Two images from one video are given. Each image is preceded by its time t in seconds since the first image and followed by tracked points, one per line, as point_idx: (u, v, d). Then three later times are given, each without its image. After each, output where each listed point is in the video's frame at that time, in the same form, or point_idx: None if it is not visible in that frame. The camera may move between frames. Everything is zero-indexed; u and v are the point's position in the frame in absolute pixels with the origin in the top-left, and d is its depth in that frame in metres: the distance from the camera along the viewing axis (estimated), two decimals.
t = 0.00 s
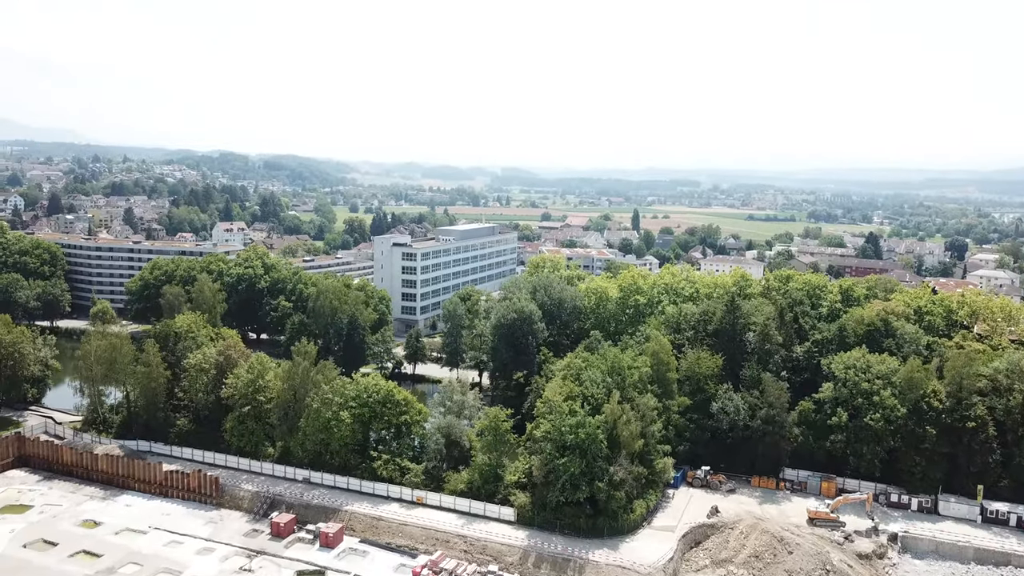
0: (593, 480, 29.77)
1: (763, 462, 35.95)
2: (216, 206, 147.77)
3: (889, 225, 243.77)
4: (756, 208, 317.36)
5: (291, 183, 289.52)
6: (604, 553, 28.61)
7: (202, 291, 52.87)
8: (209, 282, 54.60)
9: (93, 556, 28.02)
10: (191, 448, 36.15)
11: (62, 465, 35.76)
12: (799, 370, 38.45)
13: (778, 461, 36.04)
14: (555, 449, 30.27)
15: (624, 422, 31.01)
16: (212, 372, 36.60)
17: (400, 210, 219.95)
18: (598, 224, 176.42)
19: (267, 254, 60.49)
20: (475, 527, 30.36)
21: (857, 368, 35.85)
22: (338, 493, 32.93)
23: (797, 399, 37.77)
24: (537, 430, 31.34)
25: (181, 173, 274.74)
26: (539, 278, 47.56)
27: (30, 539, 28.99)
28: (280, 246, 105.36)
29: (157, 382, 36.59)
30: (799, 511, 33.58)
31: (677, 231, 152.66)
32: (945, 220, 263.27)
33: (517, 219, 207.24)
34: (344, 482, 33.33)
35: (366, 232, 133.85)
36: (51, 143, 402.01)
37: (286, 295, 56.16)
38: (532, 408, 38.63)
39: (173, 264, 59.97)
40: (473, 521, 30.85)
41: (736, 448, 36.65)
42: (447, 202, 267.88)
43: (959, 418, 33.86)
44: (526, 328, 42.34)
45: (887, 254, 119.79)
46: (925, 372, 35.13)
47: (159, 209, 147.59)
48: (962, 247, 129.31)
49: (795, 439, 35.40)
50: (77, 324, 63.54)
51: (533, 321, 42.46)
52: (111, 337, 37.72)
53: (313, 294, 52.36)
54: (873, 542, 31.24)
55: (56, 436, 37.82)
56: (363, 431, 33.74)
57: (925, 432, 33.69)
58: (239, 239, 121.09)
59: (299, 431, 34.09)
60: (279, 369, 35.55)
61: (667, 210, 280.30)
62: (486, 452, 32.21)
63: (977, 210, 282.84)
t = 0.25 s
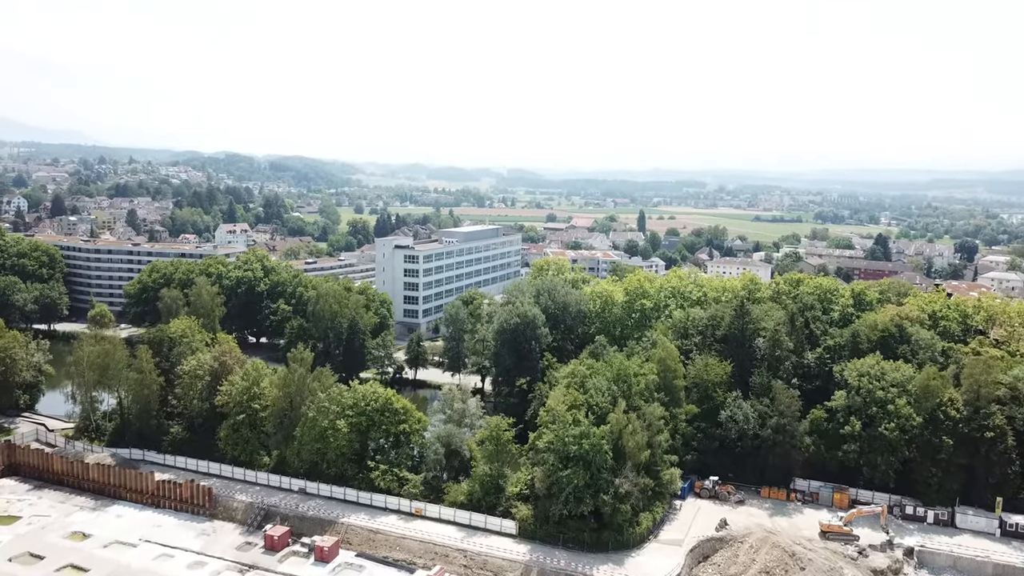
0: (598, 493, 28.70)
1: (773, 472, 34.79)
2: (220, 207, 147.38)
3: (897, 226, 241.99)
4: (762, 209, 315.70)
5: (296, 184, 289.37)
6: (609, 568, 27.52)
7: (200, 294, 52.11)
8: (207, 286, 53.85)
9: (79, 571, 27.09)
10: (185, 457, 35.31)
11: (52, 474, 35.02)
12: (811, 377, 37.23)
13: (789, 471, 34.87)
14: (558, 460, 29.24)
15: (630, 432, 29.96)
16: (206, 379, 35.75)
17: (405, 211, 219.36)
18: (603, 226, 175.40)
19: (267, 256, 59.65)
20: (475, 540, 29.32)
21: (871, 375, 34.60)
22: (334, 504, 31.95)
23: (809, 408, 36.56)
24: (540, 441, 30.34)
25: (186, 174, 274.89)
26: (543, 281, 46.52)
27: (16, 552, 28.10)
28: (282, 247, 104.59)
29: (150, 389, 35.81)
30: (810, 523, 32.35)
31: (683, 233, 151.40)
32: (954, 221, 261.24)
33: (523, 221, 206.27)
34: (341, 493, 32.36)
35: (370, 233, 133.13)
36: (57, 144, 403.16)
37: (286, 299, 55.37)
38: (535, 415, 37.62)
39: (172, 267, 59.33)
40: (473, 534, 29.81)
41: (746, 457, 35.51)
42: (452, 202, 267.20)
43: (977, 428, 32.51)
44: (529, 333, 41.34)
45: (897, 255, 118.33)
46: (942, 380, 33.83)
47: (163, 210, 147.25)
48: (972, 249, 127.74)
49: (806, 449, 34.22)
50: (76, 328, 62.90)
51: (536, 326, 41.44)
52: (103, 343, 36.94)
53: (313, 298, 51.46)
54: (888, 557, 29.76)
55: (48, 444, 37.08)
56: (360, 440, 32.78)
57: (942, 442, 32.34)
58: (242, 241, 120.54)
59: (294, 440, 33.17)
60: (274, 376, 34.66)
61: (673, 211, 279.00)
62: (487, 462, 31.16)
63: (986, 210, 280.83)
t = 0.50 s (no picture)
0: (600, 506, 27.64)
1: (781, 483, 33.70)
2: (219, 209, 146.50)
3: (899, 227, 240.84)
4: (764, 210, 314.55)
5: (297, 185, 288.60)
6: None
7: (193, 297, 51.15)
8: (200, 289, 52.93)
9: None
10: (174, 466, 34.29)
11: (38, 484, 34.04)
12: (819, 384, 36.10)
13: (796, 481, 33.80)
14: (558, 472, 28.18)
15: (633, 443, 28.90)
16: (196, 387, 34.77)
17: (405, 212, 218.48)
18: (604, 227, 174.41)
19: (263, 259, 58.69)
20: (472, 554, 28.22)
21: (882, 382, 33.47)
22: (327, 516, 30.90)
23: (817, 415, 35.46)
24: (540, 452, 29.29)
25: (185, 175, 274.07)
26: (544, 285, 45.44)
27: None
28: (280, 249, 103.67)
29: (139, 396, 34.82)
30: (820, 535, 31.20)
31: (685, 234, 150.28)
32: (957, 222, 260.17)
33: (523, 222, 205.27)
34: (334, 505, 31.30)
35: (369, 235, 132.19)
36: (57, 146, 402.39)
37: (281, 302, 54.40)
38: (535, 423, 36.58)
39: (166, 270, 58.45)
40: (471, 548, 28.72)
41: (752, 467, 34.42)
42: (452, 203, 266.31)
43: (991, 437, 31.39)
44: (529, 338, 40.31)
45: (901, 256, 117.20)
46: (955, 387, 32.69)
47: (161, 212, 146.36)
48: (977, 250, 126.54)
49: (815, 458, 33.11)
50: (69, 331, 61.94)
51: (536, 331, 40.41)
52: (91, 349, 35.97)
53: (309, 301, 50.46)
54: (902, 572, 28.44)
55: (34, 453, 36.10)
56: (354, 450, 31.74)
57: (956, 452, 31.23)
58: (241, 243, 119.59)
59: (286, 450, 32.15)
60: (266, 384, 33.67)
61: (674, 212, 278.00)
62: (485, 473, 30.08)
63: (988, 211, 279.62)
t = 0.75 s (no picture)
0: (602, 521, 26.55)
1: (788, 493, 32.62)
2: (216, 211, 145.51)
3: (901, 228, 239.98)
4: (765, 211, 313.51)
5: (296, 186, 287.98)
6: None
7: (185, 302, 50.18)
8: (193, 293, 51.95)
9: None
10: (162, 477, 33.24)
11: (22, 495, 33.03)
12: (828, 391, 34.95)
13: (804, 492, 32.70)
14: (558, 485, 27.10)
15: (636, 454, 27.81)
16: (184, 395, 33.74)
17: (404, 214, 217.65)
18: (605, 228, 173.48)
19: (257, 262, 57.67)
20: (468, 570, 27.12)
21: (892, 390, 32.35)
22: (319, 530, 29.81)
23: (825, 424, 34.38)
24: (539, 463, 28.24)
25: (183, 177, 273.14)
26: (543, 289, 44.37)
27: None
28: (277, 252, 102.62)
29: (125, 405, 33.79)
30: (830, 548, 30.08)
31: (687, 235, 149.20)
32: (958, 223, 259.31)
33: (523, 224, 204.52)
34: (326, 518, 30.23)
35: (367, 237, 131.17)
36: (55, 148, 401.31)
37: (275, 307, 53.39)
38: (535, 432, 35.51)
39: (159, 273, 57.49)
40: (467, 564, 27.62)
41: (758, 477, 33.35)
42: (452, 204, 265.55)
43: (1006, 447, 30.30)
44: (528, 344, 39.25)
45: (904, 257, 116.12)
46: (968, 395, 31.55)
47: (158, 214, 145.41)
48: (980, 251, 125.59)
49: (824, 469, 32.01)
50: (60, 336, 60.89)
51: (536, 336, 39.38)
52: (77, 356, 34.97)
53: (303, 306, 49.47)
54: None
55: (19, 463, 35.07)
56: (347, 461, 30.66)
57: (970, 462, 30.14)
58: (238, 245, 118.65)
59: (277, 461, 31.10)
60: (257, 392, 32.62)
61: (674, 213, 277.21)
62: (482, 485, 28.99)
63: (990, 212, 278.72)
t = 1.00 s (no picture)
0: (604, 536, 25.48)
1: (797, 505, 31.52)
2: (213, 212, 144.37)
3: (901, 229, 239.22)
4: (765, 212, 312.56)
5: (295, 187, 286.94)
6: None
7: (178, 305, 49.23)
8: (185, 297, 50.94)
9: None
10: (149, 489, 32.15)
11: (5, 508, 31.97)
12: (836, 399, 33.91)
13: (813, 503, 31.62)
14: (558, 499, 26.05)
15: (639, 466, 26.75)
16: (172, 403, 32.69)
17: (403, 215, 216.59)
18: (605, 230, 172.57)
19: (251, 265, 56.58)
20: None
21: (903, 398, 31.29)
22: (311, 544, 28.73)
23: (834, 433, 33.27)
24: (539, 476, 27.18)
25: (182, 179, 272.03)
26: (543, 293, 43.29)
27: None
28: (273, 254, 101.47)
29: (112, 414, 32.73)
30: (840, 562, 28.97)
31: (687, 237, 148.17)
32: (959, 223, 258.52)
33: (523, 225, 203.59)
34: (318, 531, 29.17)
35: (365, 239, 130.11)
36: (53, 149, 400.31)
37: (270, 310, 52.42)
38: (534, 441, 34.48)
39: (152, 276, 56.44)
40: None
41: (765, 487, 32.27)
42: (451, 205, 264.50)
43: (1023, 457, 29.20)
44: (527, 349, 38.20)
45: (907, 259, 115.17)
46: (983, 403, 30.46)
47: (154, 216, 144.28)
48: (983, 253, 124.70)
49: (833, 479, 30.94)
50: (51, 340, 59.76)
51: (535, 342, 38.32)
52: (62, 363, 33.90)
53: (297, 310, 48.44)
54: None
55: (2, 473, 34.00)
56: (340, 473, 29.59)
57: (985, 473, 29.05)
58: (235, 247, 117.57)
59: (267, 472, 30.05)
60: (247, 401, 31.58)
61: (674, 214, 276.34)
62: (480, 498, 27.82)
63: (990, 213, 278.06)
